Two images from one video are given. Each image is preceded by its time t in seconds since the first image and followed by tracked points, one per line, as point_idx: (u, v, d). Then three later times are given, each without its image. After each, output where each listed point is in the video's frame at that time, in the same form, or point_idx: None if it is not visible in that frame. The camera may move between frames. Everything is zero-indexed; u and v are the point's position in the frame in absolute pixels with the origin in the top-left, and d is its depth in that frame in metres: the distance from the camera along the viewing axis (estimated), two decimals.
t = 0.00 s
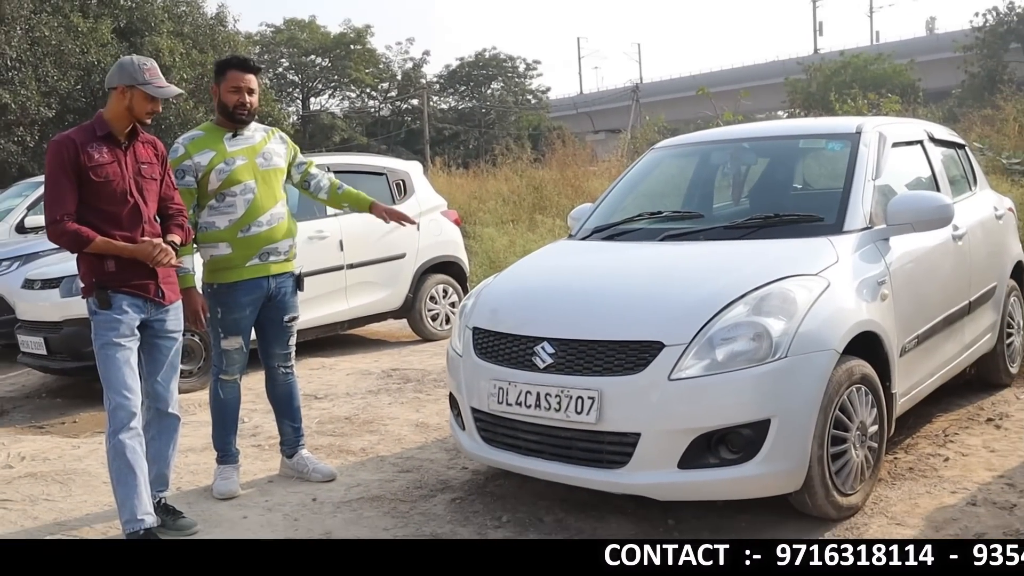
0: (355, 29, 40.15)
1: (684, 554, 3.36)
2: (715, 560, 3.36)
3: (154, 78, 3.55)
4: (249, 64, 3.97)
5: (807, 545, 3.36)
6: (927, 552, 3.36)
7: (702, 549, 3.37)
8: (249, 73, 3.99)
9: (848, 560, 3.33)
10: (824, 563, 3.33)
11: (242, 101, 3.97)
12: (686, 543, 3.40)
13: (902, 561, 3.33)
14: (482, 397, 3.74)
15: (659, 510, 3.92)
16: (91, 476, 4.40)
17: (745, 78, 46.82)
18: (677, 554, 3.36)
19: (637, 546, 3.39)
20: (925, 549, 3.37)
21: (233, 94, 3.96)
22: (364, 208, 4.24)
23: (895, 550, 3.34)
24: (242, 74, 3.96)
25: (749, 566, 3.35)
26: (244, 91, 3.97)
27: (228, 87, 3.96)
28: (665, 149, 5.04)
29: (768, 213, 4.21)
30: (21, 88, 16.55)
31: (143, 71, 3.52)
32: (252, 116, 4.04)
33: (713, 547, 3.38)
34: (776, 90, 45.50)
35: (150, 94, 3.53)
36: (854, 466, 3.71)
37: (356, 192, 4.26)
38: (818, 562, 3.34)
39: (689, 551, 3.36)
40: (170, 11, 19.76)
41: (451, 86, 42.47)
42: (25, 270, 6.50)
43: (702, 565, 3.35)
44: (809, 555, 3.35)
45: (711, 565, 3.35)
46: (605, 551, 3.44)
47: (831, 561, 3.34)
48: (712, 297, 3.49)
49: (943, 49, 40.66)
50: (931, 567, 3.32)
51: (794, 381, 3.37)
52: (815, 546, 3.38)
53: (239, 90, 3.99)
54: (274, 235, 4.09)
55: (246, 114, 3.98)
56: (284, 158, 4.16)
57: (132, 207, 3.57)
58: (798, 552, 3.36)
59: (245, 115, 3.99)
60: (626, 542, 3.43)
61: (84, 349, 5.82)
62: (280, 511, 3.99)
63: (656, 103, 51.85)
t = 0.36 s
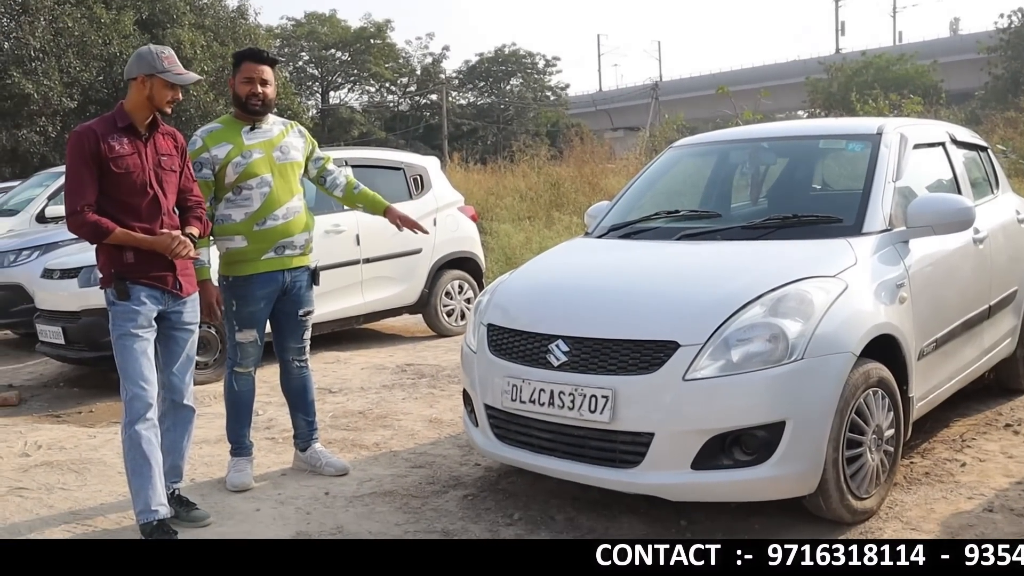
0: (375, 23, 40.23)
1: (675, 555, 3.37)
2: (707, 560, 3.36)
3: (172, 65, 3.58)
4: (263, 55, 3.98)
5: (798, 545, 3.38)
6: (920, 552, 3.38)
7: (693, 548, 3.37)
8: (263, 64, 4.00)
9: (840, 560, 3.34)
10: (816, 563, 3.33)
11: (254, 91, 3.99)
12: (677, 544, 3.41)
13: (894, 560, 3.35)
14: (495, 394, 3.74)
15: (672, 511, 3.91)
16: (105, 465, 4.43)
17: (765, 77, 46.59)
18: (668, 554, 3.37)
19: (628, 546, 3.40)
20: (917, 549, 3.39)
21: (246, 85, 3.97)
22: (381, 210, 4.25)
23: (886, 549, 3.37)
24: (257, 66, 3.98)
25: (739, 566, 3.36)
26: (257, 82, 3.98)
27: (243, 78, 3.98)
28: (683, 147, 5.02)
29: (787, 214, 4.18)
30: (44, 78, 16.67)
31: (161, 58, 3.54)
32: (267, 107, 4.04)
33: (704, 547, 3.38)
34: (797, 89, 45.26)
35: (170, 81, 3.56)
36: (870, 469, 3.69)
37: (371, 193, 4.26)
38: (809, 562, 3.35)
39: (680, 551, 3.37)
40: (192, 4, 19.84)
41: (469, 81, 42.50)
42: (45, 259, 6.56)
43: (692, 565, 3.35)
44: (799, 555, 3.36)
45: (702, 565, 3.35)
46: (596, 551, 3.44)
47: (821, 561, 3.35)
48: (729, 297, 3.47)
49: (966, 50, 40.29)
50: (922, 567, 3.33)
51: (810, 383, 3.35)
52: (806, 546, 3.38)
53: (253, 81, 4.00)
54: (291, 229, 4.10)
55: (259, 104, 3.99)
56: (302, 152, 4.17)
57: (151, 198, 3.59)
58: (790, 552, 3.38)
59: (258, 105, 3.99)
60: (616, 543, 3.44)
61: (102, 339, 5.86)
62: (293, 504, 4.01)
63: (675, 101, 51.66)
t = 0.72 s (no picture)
0: (378, 25, 40.28)
1: (667, 555, 3.35)
2: (698, 560, 3.35)
3: (173, 65, 3.58)
4: (264, 57, 3.98)
5: (790, 545, 3.36)
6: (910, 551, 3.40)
7: (685, 548, 3.36)
8: (264, 66, 4.00)
9: (831, 561, 3.33)
10: (807, 564, 3.32)
11: (255, 93, 3.99)
12: (669, 544, 3.39)
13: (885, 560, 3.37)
14: (496, 397, 3.75)
15: (672, 514, 3.90)
16: (105, 468, 4.43)
17: (768, 79, 46.59)
18: (660, 554, 3.36)
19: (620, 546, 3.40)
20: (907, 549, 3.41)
21: (246, 87, 3.97)
22: (382, 212, 4.25)
23: (878, 550, 3.38)
24: (257, 68, 3.97)
25: (730, 566, 3.35)
26: (258, 84, 3.98)
27: (243, 80, 3.98)
28: (684, 150, 5.01)
29: (788, 216, 4.18)
30: (47, 81, 16.71)
31: (161, 59, 3.55)
32: (267, 109, 4.04)
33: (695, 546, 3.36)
34: (800, 91, 45.25)
35: (170, 81, 3.56)
36: (870, 473, 3.69)
37: (372, 193, 4.26)
38: (801, 562, 3.33)
39: (672, 552, 3.35)
40: (194, 6, 19.89)
41: (472, 83, 42.55)
42: (46, 262, 6.58)
43: (684, 565, 3.34)
44: (791, 555, 3.34)
45: (693, 565, 3.34)
46: (588, 551, 3.45)
47: (813, 561, 3.33)
48: (729, 300, 3.47)
49: (969, 52, 40.24)
50: (913, 567, 3.35)
51: (811, 385, 3.34)
52: (797, 545, 3.37)
53: (254, 84, 4.00)
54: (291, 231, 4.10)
55: (259, 107, 3.99)
56: (303, 155, 4.18)
57: (153, 200, 3.60)
58: (781, 552, 3.36)
59: (258, 108, 4.00)
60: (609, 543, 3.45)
61: (103, 342, 5.87)
62: (293, 507, 4.01)
63: (678, 103, 51.66)
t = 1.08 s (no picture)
0: (381, 29, 40.34)
1: (659, 555, 3.40)
2: (689, 560, 3.40)
3: (176, 67, 3.58)
4: (265, 59, 3.99)
5: (781, 545, 3.39)
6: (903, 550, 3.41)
7: (676, 549, 3.41)
8: (265, 68, 4.01)
9: (822, 560, 3.36)
10: (798, 564, 3.35)
11: (256, 95, 3.99)
12: (660, 544, 3.44)
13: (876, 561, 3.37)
14: (494, 401, 3.75)
15: (670, 520, 3.89)
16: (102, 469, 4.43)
17: (769, 86, 46.64)
18: (652, 554, 3.40)
19: (611, 546, 3.43)
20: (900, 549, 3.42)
21: (247, 89, 3.98)
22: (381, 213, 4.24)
23: (869, 550, 3.39)
24: (258, 70, 3.98)
25: (722, 566, 3.40)
26: (258, 86, 3.99)
27: (244, 82, 3.99)
28: (684, 156, 5.02)
29: (788, 223, 4.18)
30: (48, 81, 16.73)
31: (164, 60, 3.56)
32: (268, 111, 4.05)
33: (687, 547, 3.41)
34: (801, 98, 45.32)
35: (173, 82, 3.56)
36: (869, 480, 3.69)
37: (371, 195, 4.26)
38: (792, 562, 3.36)
39: (664, 552, 3.41)
40: (196, 9, 19.92)
41: (474, 88, 42.61)
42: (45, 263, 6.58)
43: (676, 565, 3.39)
44: (782, 555, 3.37)
45: (684, 565, 3.39)
46: (579, 551, 3.48)
47: (804, 561, 3.36)
48: (728, 306, 3.47)
49: (970, 60, 40.27)
50: (905, 567, 3.36)
51: (810, 392, 3.34)
52: (789, 546, 3.39)
53: (254, 85, 4.00)
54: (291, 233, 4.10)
55: (260, 108, 4.00)
56: (303, 157, 4.18)
57: (155, 201, 3.61)
58: (773, 552, 3.39)
59: (259, 109, 4.00)
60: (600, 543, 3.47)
61: (101, 343, 5.87)
62: (290, 510, 4.00)
63: (679, 109, 51.72)
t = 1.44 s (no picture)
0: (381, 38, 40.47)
1: (649, 555, 3.42)
2: (680, 560, 3.41)
3: (176, 76, 3.59)
4: (265, 67, 4.00)
5: (771, 546, 3.44)
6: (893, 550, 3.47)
7: (667, 549, 3.43)
8: (265, 77, 4.02)
9: (814, 560, 3.41)
10: (789, 563, 3.40)
11: (256, 104, 4.00)
12: (651, 544, 3.46)
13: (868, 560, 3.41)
14: (494, 409, 3.75)
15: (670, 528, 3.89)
16: (101, 477, 4.43)
17: (769, 95, 46.73)
18: (642, 554, 3.42)
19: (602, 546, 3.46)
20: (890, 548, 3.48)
21: (247, 97, 3.99)
22: (382, 222, 4.27)
23: (861, 550, 3.43)
24: (258, 78, 4.00)
25: (713, 566, 3.41)
26: (259, 94, 4.00)
27: (244, 91, 4.00)
28: (684, 164, 5.03)
29: (788, 231, 4.19)
30: (49, 90, 16.85)
31: (164, 69, 3.57)
32: (268, 119, 4.06)
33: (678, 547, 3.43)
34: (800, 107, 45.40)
35: (172, 91, 3.57)
36: (868, 488, 3.69)
37: (371, 203, 4.28)
38: (783, 562, 3.41)
39: (654, 552, 3.43)
40: (197, 18, 19.96)
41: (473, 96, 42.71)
42: (46, 270, 6.54)
43: (666, 565, 3.41)
44: (772, 555, 3.43)
45: (675, 565, 3.40)
46: (570, 551, 3.51)
47: (796, 561, 3.41)
48: (728, 315, 3.47)
49: (969, 69, 40.36)
50: (896, 566, 3.42)
51: (810, 400, 3.34)
52: (779, 546, 3.45)
53: (254, 94, 4.01)
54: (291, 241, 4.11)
55: (261, 117, 4.01)
56: (303, 166, 4.18)
57: (156, 209, 3.62)
58: (763, 551, 3.44)
59: (260, 118, 4.01)
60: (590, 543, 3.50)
61: (102, 350, 5.87)
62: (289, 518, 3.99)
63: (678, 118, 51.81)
